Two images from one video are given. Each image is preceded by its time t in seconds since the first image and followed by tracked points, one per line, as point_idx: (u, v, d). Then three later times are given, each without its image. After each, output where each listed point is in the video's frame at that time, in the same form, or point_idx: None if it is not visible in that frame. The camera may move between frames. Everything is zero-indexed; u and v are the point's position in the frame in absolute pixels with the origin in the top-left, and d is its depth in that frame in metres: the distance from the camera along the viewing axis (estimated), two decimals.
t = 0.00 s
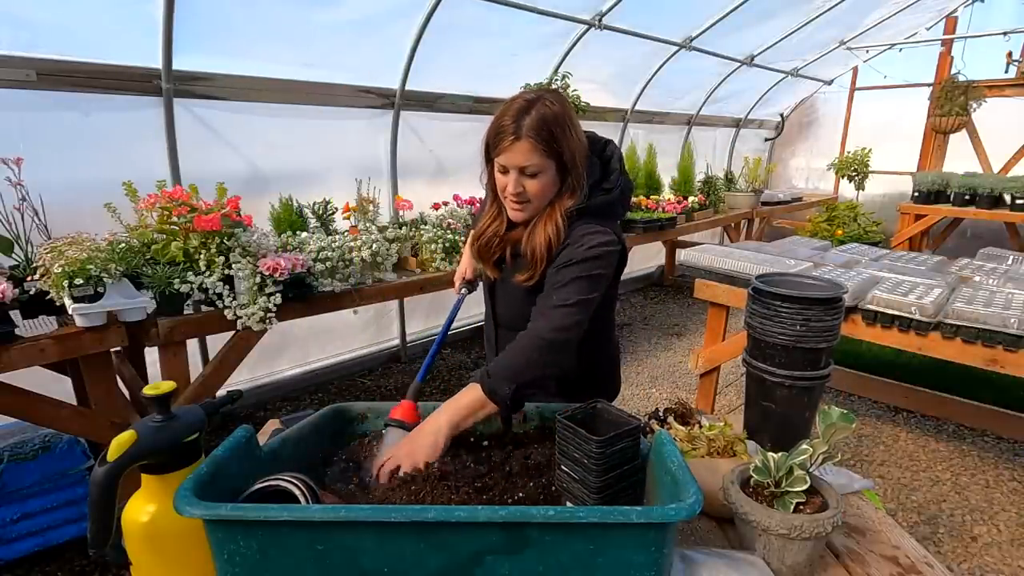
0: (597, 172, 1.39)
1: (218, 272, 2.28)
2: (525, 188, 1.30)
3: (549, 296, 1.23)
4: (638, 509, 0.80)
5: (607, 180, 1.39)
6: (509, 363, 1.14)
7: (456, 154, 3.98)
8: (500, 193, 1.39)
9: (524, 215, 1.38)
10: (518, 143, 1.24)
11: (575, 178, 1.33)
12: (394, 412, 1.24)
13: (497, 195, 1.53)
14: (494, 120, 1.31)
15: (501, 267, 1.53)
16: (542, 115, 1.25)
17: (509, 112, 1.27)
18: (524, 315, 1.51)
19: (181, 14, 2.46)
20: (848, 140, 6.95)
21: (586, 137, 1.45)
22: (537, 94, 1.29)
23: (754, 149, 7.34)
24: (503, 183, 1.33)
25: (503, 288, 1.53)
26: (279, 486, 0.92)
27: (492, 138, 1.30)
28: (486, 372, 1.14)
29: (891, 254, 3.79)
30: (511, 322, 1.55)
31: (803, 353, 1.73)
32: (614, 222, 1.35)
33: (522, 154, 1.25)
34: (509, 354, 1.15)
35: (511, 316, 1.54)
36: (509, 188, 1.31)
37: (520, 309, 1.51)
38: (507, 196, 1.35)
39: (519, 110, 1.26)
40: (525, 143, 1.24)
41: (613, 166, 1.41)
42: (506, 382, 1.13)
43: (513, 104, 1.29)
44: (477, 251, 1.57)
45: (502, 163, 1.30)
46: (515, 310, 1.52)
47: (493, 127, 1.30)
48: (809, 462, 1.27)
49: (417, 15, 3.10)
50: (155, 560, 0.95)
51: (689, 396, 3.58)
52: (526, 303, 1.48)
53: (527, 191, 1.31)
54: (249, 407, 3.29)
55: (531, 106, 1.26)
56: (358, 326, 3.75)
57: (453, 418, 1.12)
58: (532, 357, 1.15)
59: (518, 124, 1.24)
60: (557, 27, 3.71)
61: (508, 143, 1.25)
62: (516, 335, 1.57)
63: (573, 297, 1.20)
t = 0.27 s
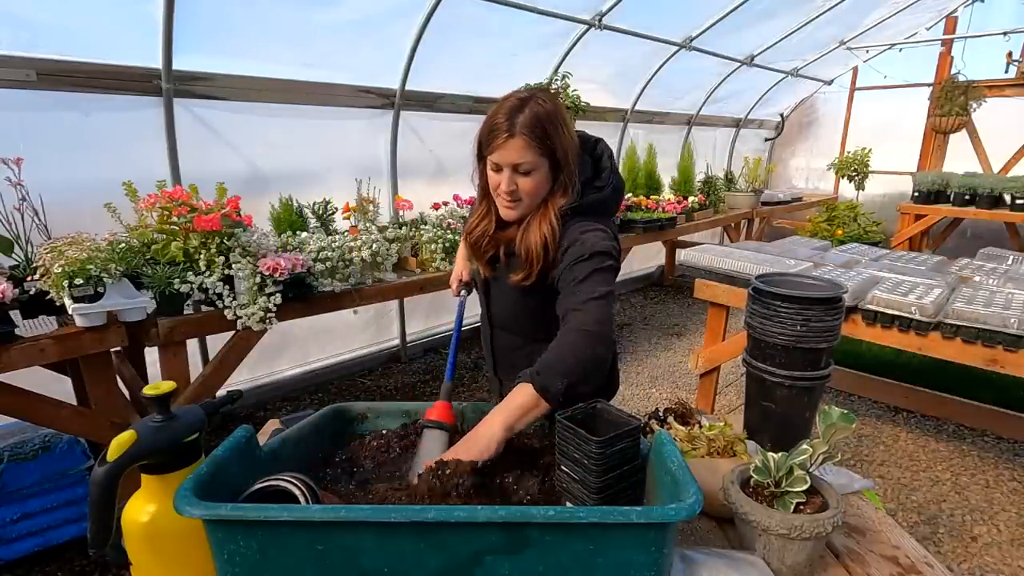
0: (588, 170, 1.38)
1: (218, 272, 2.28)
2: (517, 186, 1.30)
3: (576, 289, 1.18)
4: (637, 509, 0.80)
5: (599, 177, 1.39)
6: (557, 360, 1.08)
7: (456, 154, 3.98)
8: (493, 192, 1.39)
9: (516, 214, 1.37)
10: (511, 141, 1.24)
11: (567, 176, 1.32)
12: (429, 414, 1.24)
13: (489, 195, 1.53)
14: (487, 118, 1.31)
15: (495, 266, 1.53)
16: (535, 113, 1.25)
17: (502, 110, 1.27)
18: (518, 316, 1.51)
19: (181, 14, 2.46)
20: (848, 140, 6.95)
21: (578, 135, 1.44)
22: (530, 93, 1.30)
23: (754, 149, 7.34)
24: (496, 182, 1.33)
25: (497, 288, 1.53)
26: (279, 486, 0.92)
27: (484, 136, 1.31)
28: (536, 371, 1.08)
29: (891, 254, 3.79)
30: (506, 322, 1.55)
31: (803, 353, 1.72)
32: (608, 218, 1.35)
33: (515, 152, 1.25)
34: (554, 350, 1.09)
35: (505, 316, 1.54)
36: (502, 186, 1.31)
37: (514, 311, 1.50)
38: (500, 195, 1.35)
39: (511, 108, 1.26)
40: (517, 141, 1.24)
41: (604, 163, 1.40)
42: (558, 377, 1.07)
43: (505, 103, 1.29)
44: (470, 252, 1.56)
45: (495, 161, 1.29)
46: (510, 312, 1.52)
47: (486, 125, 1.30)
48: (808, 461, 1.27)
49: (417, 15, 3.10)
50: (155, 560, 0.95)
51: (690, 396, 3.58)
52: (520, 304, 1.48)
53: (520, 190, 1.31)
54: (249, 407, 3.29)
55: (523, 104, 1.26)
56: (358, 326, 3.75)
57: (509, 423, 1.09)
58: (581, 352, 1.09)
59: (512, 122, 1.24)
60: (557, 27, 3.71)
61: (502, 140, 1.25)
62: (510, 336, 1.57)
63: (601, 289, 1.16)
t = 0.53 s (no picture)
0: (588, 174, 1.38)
1: (218, 272, 2.28)
2: (518, 189, 1.30)
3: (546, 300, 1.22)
4: (638, 509, 0.80)
5: (597, 182, 1.38)
6: (514, 372, 1.13)
7: (457, 154, 3.98)
8: (493, 194, 1.39)
9: (515, 217, 1.38)
10: (514, 144, 1.24)
11: (567, 180, 1.33)
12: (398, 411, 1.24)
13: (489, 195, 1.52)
14: (490, 120, 1.31)
15: (491, 268, 1.53)
16: (540, 117, 1.24)
17: (506, 113, 1.27)
18: (517, 317, 1.51)
19: (181, 14, 2.46)
20: (848, 140, 6.95)
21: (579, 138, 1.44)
22: (535, 96, 1.29)
23: (754, 149, 7.34)
24: (497, 184, 1.33)
25: (493, 290, 1.53)
26: (279, 486, 0.92)
27: (487, 137, 1.30)
28: (497, 385, 1.12)
29: (891, 254, 3.79)
30: (505, 324, 1.55)
31: (803, 353, 1.72)
32: (606, 225, 1.34)
33: (518, 156, 1.25)
34: (513, 363, 1.14)
35: (504, 319, 1.54)
36: (502, 188, 1.31)
37: (512, 313, 1.51)
38: (500, 197, 1.35)
39: (516, 111, 1.26)
40: (520, 144, 1.24)
41: (603, 167, 1.39)
42: (519, 393, 1.12)
43: (510, 106, 1.28)
44: (467, 253, 1.56)
45: (496, 163, 1.29)
46: (508, 314, 1.52)
47: (489, 127, 1.30)
48: (808, 461, 1.27)
49: (417, 15, 3.10)
50: (155, 560, 0.95)
51: (689, 396, 3.59)
52: (519, 305, 1.48)
53: (520, 193, 1.31)
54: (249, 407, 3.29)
55: (528, 107, 1.26)
56: (358, 326, 3.75)
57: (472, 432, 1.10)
58: (540, 365, 1.14)
59: (515, 125, 1.24)
60: (558, 27, 3.71)
61: (505, 143, 1.25)
62: (510, 337, 1.57)
63: (567, 303, 1.19)
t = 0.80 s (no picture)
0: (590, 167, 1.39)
1: (218, 272, 2.28)
2: (524, 188, 1.30)
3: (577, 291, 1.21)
4: (638, 509, 0.80)
5: (600, 175, 1.39)
6: (565, 360, 1.11)
7: (456, 154, 3.98)
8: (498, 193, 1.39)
9: (522, 215, 1.37)
10: (520, 144, 1.23)
11: (572, 175, 1.33)
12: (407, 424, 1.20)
13: (492, 195, 1.52)
14: (492, 121, 1.31)
15: (499, 266, 1.52)
16: (542, 115, 1.25)
17: (508, 113, 1.27)
18: (522, 315, 1.52)
19: (181, 14, 2.46)
20: (848, 140, 6.95)
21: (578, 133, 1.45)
22: (535, 95, 1.30)
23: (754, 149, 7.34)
24: (502, 184, 1.32)
25: (503, 288, 1.53)
26: (279, 486, 0.92)
27: (490, 138, 1.29)
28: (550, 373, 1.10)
29: (891, 254, 3.79)
30: (509, 322, 1.56)
31: (803, 353, 1.72)
32: (612, 216, 1.35)
33: (524, 154, 1.24)
34: (562, 353, 1.12)
35: (509, 316, 1.54)
36: (509, 187, 1.30)
37: (515, 311, 1.52)
38: (506, 196, 1.35)
39: (519, 110, 1.26)
40: (527, 143, 1.24)
41: (604, 161, 1.40)
42: (575, 378, 1.09)
43: (511, 105, 1.28)
44: (474, 253, 1.56)
45: (501, 164, 1.28)
46: (513, 311, 1.53)
47: (492, 128, 1.30)
48: (809, 461, 1.27)
49: (417, 15, 3.10)
50: (154, 560, 0.95)
51: (689, 396, 3.59)
52: (525, 302, 1.48)
53: (526, 191, 1.30)
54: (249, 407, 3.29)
55: (530, 105, 1.26)
56: (358, 326, 3.75)
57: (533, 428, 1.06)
58: (589, 353, 1.12)
59: (518, 124, 1.24)
60: (558, 27, 3.71)
61: (509, 143, 1.24)
62: (513, 336, 1.58)
63: (602, 292, 1.18)
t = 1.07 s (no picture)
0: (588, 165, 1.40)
1: (218, 272, 2.28)
2: (525, 188, 1.30)
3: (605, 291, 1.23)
4: (637, 508, 0.80)
5: (598, 172, 1.41)
6: (604, 356, 1.13)
7: (456, 154, 3.98)
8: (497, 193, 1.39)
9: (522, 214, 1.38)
10: (520, 145, 1.24)
11: (571, 173, 1.34)
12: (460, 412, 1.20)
13: (490, 194, 1.52)
14: (491, 121, 1.30)
15: (497, 264, 1.52)
16: (541, 114, 1.25)
17: (506, 113, 1.26)
18: (521, 311, 1.51)
19: (181, 14, 2.46)
20: (848, 140, 6.95)
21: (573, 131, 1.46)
22: (532, 95, 1.30)
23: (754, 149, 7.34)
24: (502, 184, 1.32)
25: (502, 286, 1.53)
26: (279, 486, 0.92)
27: (489, 139, 1.29)
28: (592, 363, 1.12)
29: (892, 254, 3.79)
30: (509, 319, 1.55)
31: (803, 353, 1.72)
32: (609, 212, 1.40)
33: (524, 155, 1.24)
34: (601, 347, 1.14)
35: (508, 313, 1.54)
36: (509, 188, 1.31)
37: (515, 308, 1.52)
38: (506, 196, 1.35)
39: (517, 111, 1.26)
40: (527, 144, 1.24)
41: (602, 158, 1.41)
42: (613, 374, 1.12)
43: (509, 105, 1.28)
44: (472, 252, 1.56)
45: (501, 164, 1.28)
46: (513, 308, 1.52)
47: (490, 128, 1.29)
48: (808, 461, 1.27)
49: (417, 15, 3.10)
50: (154, 560, 0.95)
51: (689, 396, 3.59)
52: (524, 299, 1.48)
53: (527, 191, 1.31)
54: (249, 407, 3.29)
55: (528, 106, 1.26)
56: (358, 326, 3.75)
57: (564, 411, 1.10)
58: (623, 351, 1.15)
59: (518, 125, 1.24)
60: (558, 27, 3.71)
61: (509, 144, 1.24)
62: (513, 333, 1.57)
63: (631, 295, 1.20)
